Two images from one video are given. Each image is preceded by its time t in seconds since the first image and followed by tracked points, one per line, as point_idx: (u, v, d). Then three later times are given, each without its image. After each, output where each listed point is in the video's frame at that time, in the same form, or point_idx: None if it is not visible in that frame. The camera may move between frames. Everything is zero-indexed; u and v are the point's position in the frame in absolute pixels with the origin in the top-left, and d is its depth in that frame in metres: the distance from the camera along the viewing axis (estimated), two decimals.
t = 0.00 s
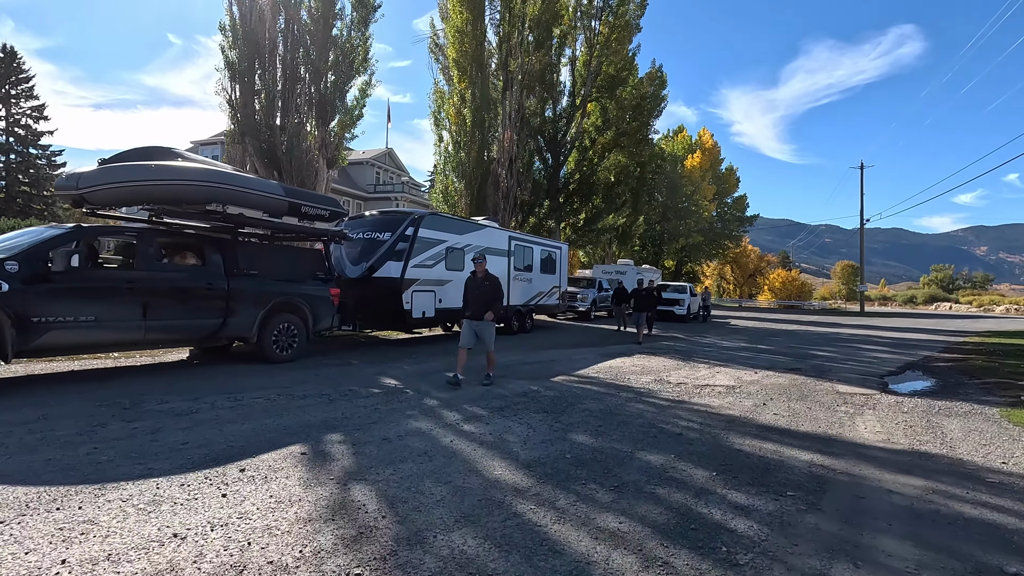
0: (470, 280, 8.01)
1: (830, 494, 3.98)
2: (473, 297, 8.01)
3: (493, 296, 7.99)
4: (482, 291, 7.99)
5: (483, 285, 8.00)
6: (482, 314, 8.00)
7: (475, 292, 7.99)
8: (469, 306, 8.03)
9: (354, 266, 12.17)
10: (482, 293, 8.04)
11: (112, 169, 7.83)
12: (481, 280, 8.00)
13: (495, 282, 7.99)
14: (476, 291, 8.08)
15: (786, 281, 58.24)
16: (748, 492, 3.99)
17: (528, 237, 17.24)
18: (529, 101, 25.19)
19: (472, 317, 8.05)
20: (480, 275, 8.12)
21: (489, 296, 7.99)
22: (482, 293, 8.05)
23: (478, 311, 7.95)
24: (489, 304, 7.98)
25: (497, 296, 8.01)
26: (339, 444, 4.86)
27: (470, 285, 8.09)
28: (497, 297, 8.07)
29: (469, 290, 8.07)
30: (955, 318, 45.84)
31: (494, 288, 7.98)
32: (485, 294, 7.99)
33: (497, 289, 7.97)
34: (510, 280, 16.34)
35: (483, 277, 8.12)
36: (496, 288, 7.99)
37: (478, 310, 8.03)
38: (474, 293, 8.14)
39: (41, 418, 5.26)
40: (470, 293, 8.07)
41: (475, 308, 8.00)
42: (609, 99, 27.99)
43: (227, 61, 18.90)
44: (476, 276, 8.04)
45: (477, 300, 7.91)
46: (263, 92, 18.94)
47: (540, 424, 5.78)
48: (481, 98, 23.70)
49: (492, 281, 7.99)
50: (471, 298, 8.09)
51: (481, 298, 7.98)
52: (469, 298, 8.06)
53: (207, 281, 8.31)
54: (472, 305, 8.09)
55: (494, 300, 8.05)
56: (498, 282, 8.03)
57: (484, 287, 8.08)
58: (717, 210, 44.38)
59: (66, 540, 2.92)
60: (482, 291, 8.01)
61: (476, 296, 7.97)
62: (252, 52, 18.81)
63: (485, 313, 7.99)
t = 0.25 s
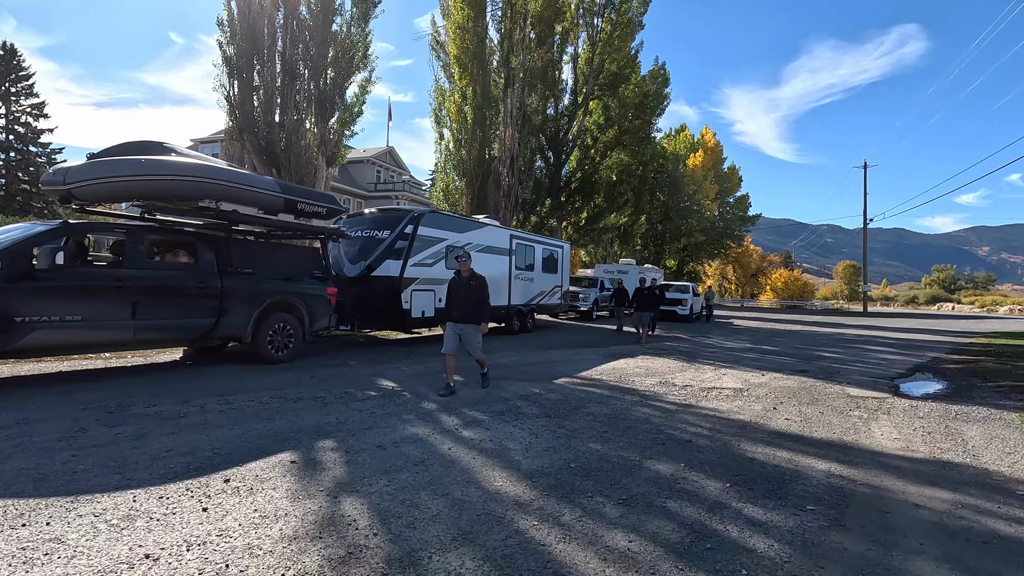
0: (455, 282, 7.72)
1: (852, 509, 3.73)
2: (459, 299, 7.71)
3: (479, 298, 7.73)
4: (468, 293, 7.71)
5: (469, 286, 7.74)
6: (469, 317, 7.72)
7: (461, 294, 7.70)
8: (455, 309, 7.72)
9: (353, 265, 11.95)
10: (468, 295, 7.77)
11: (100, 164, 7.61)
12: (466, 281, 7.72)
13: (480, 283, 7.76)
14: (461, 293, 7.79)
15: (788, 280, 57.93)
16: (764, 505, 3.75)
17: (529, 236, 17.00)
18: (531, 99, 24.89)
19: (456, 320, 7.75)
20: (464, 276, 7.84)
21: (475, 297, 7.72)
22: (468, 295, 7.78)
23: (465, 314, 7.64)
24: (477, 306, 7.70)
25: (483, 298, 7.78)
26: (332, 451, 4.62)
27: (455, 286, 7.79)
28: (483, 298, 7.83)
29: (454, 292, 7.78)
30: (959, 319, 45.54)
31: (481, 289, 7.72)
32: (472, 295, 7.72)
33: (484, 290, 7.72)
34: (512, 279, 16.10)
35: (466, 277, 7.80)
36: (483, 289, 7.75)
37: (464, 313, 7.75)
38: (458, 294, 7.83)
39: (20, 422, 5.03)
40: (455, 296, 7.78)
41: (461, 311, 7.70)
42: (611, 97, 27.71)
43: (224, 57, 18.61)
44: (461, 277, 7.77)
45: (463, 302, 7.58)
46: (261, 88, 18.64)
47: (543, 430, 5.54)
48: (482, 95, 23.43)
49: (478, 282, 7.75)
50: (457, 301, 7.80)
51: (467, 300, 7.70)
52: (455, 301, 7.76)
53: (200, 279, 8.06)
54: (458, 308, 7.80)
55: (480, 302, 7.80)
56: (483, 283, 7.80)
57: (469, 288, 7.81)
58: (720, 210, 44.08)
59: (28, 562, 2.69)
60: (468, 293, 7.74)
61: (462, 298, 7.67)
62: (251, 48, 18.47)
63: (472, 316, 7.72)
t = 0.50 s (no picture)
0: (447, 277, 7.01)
1: (875, 524, 3.52)
2: (450, 296, 7.02)
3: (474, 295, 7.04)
4: (461, 289, 7.02)
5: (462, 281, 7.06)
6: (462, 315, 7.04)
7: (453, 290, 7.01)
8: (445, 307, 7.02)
9: (352, 263, 11.74)
10: (460, 291, 7.10)
11: (91, 158, 7.38)
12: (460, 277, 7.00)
13: (475, 279, 7.09)
14: (453, 289, 7.12)
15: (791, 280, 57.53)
16: (782, 519, 3.54)
17: (532, 234, 16.77)
18: (533, 96, 24.62)
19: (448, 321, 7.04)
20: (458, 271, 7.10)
21: (469, 294, 7.03)
22: (461, 292, 7.12)
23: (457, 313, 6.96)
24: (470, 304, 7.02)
25: (478, 295, 7.10)
26: (326, 458, 4.42)
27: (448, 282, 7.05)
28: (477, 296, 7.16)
29: (445, 287, 7.09)
30: (963, 318, 45.23)
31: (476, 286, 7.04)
32: (465, 292, 7.04)
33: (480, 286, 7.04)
34: (514, 278, 15.88)
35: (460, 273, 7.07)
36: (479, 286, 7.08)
37: (455, 311, 7.08)
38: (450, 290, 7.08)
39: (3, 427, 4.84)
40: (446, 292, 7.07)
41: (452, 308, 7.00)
42: (614, 94, 27.44)
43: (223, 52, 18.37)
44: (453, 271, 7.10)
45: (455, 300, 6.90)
46: (260, 84, 18.41)
47: (546, 435, 5.33)
48: (484, 92, 23.17)
49: (473, 278, 7.09)
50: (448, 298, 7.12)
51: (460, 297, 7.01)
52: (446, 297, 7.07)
53: (194, 278, 7.86)
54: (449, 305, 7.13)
55: (475, 299, 7.12)
56: (477, 279, 7.14)
57: (462, 284, 7.15)
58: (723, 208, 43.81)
59: None
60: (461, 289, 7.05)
61: (454, 294, 6.98)
62: (249, 43, 18.25)
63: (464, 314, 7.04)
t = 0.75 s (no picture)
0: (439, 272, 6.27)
1: (899, 533, 3.30)
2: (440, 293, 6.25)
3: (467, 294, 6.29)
4: (454, 287, 6.26)
5: (455, 278, 6.31)
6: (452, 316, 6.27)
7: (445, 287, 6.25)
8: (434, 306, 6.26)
9: (351, 259, 11.52)
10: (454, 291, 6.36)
11: (81, 150, 7.18)
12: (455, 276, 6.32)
13: (471, 277, 6.33)
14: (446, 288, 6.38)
15: (794, 278, 57.17)
16: (799, 528, 3.34)
17: (534, 231, 16.55)
18: (536, 91, 24.39)
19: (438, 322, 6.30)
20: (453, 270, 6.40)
21: (463, 293, 6.28)
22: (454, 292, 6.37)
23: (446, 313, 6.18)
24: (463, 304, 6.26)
25: (473, 295, 6.35)
26: (318, 460, 4.22)
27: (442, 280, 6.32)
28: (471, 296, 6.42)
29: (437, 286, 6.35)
30: (967, 317, 44.94)
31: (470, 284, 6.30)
32: (458, 290, 6.27)
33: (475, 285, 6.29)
34: (515, 275, 15.67)
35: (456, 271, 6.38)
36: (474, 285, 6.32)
37: (446, 310, 6.31)
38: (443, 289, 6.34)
39: None
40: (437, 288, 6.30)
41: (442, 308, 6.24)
42: (617, 90, 27.23)
43: (222, 46, 18.14)
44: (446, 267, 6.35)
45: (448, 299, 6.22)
46: (259, 79, 18.19)
47: (549, 437, 5.13)
48: (486, 87, 22.92)
49: (468, 276, 6.35)
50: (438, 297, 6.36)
51: (451, 295, 6.24)
52: (436, 295, 6.30)
53: (187, 273, 7.66)
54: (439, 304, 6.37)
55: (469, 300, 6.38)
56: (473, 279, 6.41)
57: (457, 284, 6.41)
58: (726, 206, 43.53)
59: None
60: (454, 287, 6.30)
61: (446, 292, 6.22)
62: (248, 37, 18.01)
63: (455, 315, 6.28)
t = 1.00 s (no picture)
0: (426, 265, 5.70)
1: (923, 553, 3.06)
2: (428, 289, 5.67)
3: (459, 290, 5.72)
4: (444, 282, 5.70)
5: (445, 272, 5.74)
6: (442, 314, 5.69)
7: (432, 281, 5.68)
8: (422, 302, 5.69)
9: (348, 256, 11.30)
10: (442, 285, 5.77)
11: (65, 143, 6.95)
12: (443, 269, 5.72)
13: (462, 271, 5.75)
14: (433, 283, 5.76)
15: (796, 277, 56.80)
16: (815, 546, 3.10)
17: (534, 228, 16.31)
18: (537, 87, 24.08)
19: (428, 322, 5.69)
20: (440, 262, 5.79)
21: (452, 289, 5.70)
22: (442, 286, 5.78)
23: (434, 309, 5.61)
24: (453, 300, 5.69)
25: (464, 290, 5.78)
26: (304, 469, 3.99)
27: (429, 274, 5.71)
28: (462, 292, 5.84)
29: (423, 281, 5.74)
30: (972, 317, 44.59)
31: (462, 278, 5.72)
32: (448, 286, 5.71)
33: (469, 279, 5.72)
34: (515, 273, 15.43)
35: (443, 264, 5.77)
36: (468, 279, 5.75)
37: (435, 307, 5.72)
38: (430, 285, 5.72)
39: None
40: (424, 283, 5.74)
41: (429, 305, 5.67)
42: (619, 86, 26.91)
43: (218, 40, 17.85)
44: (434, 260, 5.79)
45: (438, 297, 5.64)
46: (256, 73, 17.93)
47: (547, 443, 4.89)
48: (486, 83, 22.64)
49: (458, 269, 5.77)
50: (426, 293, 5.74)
51: (442, 290, 5.68)
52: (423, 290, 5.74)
53: (176, 270, 7.44)
54: (427, 301, 5.81)
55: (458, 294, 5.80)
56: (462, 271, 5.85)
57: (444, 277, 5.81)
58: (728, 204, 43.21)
59: None
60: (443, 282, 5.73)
61: (434, 287, 5.63)
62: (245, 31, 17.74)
63: (445, 313, 5.72)
